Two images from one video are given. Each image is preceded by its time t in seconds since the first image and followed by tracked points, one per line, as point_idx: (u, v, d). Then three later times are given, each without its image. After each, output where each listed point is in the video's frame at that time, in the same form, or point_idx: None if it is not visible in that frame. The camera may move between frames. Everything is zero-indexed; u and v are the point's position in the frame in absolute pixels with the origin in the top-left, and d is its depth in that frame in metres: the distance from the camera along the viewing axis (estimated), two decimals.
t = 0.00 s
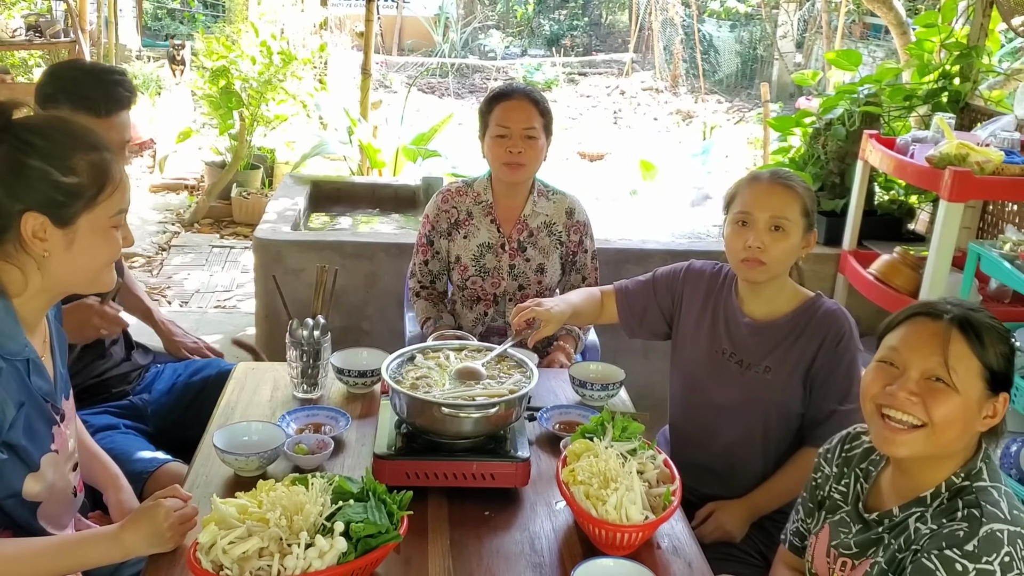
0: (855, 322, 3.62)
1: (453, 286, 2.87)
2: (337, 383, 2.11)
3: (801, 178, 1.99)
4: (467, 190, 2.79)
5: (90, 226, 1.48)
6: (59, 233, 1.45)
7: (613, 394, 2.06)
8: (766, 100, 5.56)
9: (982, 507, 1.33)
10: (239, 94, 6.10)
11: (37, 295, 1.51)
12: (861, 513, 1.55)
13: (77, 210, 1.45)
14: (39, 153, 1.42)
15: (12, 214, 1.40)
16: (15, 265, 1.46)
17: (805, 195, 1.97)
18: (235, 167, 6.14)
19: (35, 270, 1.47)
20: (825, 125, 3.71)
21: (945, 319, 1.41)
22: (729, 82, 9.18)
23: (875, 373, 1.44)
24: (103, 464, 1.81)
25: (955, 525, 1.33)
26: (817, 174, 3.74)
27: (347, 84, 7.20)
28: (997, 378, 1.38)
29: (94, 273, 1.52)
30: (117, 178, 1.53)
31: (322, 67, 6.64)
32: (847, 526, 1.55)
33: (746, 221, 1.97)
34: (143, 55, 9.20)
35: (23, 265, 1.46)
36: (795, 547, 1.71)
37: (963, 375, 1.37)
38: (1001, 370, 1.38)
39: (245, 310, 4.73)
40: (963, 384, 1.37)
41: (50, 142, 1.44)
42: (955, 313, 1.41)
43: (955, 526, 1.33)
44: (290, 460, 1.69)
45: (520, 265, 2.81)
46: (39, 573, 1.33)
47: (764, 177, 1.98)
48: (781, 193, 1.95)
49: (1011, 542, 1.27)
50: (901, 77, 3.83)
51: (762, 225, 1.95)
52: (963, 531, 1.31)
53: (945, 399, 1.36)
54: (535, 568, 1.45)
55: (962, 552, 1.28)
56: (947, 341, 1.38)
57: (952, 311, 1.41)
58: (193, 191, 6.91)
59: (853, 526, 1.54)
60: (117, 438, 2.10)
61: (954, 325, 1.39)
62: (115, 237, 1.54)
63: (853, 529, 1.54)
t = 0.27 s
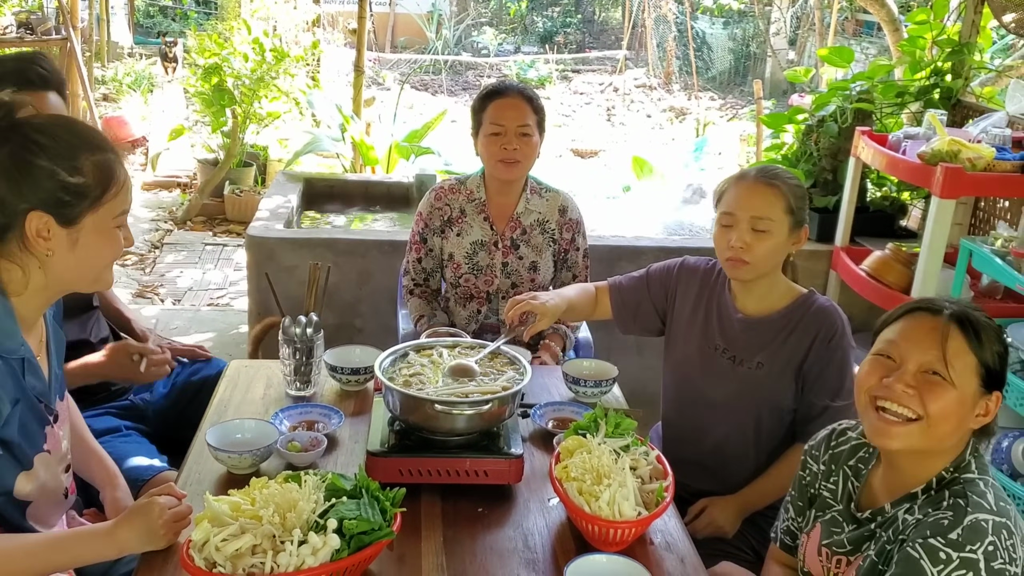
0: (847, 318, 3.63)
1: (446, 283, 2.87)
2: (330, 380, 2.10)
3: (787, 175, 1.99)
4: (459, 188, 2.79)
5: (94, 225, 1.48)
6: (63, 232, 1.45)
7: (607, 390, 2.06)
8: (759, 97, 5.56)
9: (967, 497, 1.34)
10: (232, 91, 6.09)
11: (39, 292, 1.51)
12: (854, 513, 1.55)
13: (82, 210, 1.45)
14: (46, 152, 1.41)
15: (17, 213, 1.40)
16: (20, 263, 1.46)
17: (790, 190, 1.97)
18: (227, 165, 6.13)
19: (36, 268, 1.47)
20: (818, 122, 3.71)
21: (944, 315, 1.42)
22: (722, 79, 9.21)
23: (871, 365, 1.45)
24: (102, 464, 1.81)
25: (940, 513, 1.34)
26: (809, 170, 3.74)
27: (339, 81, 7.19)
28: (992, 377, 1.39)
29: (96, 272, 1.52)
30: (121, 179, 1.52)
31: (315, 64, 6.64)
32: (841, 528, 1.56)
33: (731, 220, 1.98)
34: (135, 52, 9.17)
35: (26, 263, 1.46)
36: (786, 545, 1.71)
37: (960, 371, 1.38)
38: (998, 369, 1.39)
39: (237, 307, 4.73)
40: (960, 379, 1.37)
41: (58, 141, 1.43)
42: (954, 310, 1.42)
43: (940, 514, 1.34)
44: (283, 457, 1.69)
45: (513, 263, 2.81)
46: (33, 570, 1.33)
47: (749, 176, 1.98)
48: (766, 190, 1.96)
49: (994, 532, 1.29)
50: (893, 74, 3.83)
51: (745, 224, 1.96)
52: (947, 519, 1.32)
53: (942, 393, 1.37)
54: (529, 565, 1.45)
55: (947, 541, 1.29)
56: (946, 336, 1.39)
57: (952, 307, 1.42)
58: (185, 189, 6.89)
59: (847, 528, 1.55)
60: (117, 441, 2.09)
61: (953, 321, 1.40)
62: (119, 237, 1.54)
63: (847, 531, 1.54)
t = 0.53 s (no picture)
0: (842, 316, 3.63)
1: (441, 282, 2.87)
2: (325, 378, 2.10)
3: (769, 179, 1.97)
4: (454, 186, 2.79)
5: (91, 226, 1.48)
6: (60, 232, 1.44)
7: (602, 388, 2.06)
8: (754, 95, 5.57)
9: (958, 497, 1.35)
10: (227, 89, 6.11)
11: (36, 292, 1.51)
12: (847, 511, 1.56)
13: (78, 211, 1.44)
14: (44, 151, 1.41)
15: (14, 213, 1.40)
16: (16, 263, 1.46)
17: (765, 197, 1.95)
18: (222, 163, 6.12)
19: (33, 267, 1.47)
20: (812, 120, 3.71)
21: (938, 313, 1.42)
22: (717, 77, 9.23)
23: (864, 362, 1.45)
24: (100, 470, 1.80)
25: (931, 513, 1.35)
26: (804, 169, 3.75)
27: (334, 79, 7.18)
28: (984, 375, 1.39)
29: (92, 272, 1.52)
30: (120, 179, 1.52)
31: (309, 62, 6.63)
32: (833, 527, 1.56)
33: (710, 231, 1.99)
34: (129, 50, 9.15)
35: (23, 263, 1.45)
36: (779, 542, 1.72)
37: (953, 368, 1.38)
38: (990, 365, 1.40)
39: (232, 306, 4.73)
40: (952, 378, 1.37)
41: (57, 141, 1.43)
42: (947, 308, 1.42)
43: (931, 514, 1.34)
44: (279, 455, 1.69)
45: (508, 261, 2.82)
46: (28, 569, 1.33)
47: (727, 186, 1.98)
48: (738, 203, 1.95)
49: (984, 531, 1.29)
50: (888, 72, 3.84)
51: (717, 237, 1.97)
52: (938, 519, 1.33)
53: (935, 391, 1.37)
54: (524, 562, 1.45)
55: (936, 541, 1.29)
56: (939, 334, 1.39)
57: (945, 304, 1.42)
58: (180, 187, 6.88)
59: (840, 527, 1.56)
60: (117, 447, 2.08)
61: (945, 319, 1.40)
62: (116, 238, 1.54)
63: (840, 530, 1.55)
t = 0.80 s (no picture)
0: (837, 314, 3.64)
1: (436, 280, 2.87)
2: (320, 376, 2.10)
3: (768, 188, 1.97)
4: (450, 184, 2.78)
5: (83, 224, 1.47)
6: (51, 231, 1.44)
7: (597, 386, 2.06)
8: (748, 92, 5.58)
9: (957, 513, 1.33)
10: (221, 87, 6.06)
11: (28, 290, 1.51)
12: (834, 508, 1.56)
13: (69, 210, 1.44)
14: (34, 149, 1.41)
15: (4, 212, 1.40)
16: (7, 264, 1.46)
17: (765, 205, 1.96)
18: (217, 160, 6.12)
19: (26, 267, 1.47)
20: (807, 118, 3.72)
21: (925, 315, 1.42)
22: (712, 75, 9.25)
23: (853, 366, 1.45)
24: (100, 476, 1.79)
25: (932, 533, 1.33)
26: (798, 167, 3.76)
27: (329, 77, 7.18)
28: (974, 376, 1.39)
29: (83, 271, 1.51)
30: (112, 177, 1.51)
31: (304, 59, 6.63)
32: (820, 525, 1.56)
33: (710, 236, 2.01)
34: (124, 48, 9.13)
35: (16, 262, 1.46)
36: (774, 540, 1.72)
37: (943, 371, 1.38)
38: (980, 366, 1.40)
39: (227, 304, 4.72)
40: (942, 380, 1.38)
41: (47, 139, 1.42)
42: (935, 309, 1.42)
43: (932, 534, 1.32)
44: (274, 454, 1.69)
45: (503, 260, 2.82)
46: (23, 568, 1.32)
47: (727, 194, 1.99)
48: (737, 211, 1.96)
49: (986, 547, 1.27)
50: (882, 70, 3.85)
51: (716, 244, 1.98)
52: (939, 540, 1.30)
53: (926, 394, 1.37)
54: (518, 560, 1.45)
55: (940, 562, 1.27)
56: (928, 337, 1.39)
57: (932, 306, 1.42)
58: (174, 185, 6.87)
59: (825, 521, 1.56)
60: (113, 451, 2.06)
61: (934, 321, 1.40)
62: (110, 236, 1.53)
63: (825, 526, 1.55)
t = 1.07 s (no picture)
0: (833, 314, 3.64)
1: (433, 280, 2.86)
2: (318, 376, 2.10)
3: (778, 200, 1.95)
4: (446, 185, 2.78)
5: (78, 222, 1.47)
6: (46, 230, 1.44)
7: (594, 387, 2.06)
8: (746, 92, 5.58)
9: (950, 517, 1.33)
10: (219, 87, 6.07)
11: (23, 289, 1.51)
12: (827, 510, 1.57)
13: (64, 208, 1.44)
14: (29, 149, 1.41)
15: None
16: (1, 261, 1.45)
17: (775, 221, 1.94)
18: (214, 160, 6.11)
19: (20, 265, 1.47)
20: (804, 119, 3.72)
21: (915, 321, 1.41)
22: (708, 76, 9.26)
23: (844, 373, 1.45)
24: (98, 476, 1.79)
25: (924, 537, 1.33)
26: (795, 167, 3.76)
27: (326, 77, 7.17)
28: (966, 381, 1.39)
29: (78, 270, 1.51)
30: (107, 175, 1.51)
31: (301, 59, 6.63)
32: (812, 527, 1.57)
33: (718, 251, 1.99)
34: (121, 47, 9.12)
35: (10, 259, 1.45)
36: (769, 541, 1.73)
37: (934, 378, 1.38)
38: (972, 371, 1.39)
39: (224, 304, 4.72)
40: (934, 387, 1.37)
41: (41, 138, 1.43)
42: (925, 315, 1.41)
43: (925, 539, 1.33)
44: (271, 454, 1.69)
45: (499, 260, 2.81)
46: (20, 568, 1.32)
47: (735, 206, 1.96)
48: (745, 226, 1.94)
49: (979, 552, 1.27)
50: (879, 71, 3.85)
51: (725, 258, 1.96)
52: (933, 544, 1.31)
53: (916, 402, 1.37)
54: (516, 561, 1.45)
55: (933, 567, 1.28)
56: (918, 344, 1.39)
57: (922, 312, 1.42)
58: (171, 184, 6.86)
59: (817, 523, 1.56)
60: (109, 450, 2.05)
61: (923, 328, 1.40)
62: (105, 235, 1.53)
63: (817, 529, 1.56)
